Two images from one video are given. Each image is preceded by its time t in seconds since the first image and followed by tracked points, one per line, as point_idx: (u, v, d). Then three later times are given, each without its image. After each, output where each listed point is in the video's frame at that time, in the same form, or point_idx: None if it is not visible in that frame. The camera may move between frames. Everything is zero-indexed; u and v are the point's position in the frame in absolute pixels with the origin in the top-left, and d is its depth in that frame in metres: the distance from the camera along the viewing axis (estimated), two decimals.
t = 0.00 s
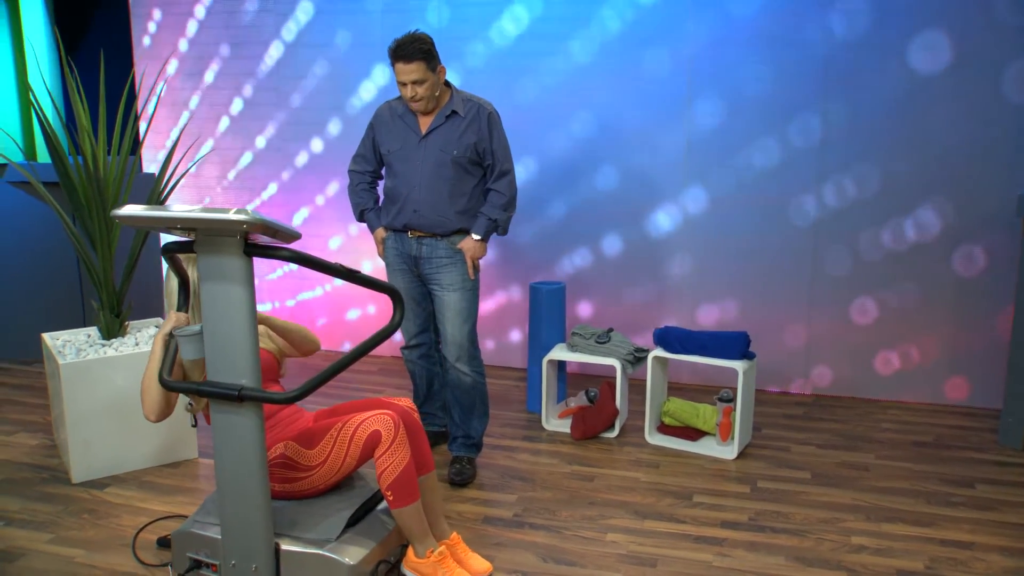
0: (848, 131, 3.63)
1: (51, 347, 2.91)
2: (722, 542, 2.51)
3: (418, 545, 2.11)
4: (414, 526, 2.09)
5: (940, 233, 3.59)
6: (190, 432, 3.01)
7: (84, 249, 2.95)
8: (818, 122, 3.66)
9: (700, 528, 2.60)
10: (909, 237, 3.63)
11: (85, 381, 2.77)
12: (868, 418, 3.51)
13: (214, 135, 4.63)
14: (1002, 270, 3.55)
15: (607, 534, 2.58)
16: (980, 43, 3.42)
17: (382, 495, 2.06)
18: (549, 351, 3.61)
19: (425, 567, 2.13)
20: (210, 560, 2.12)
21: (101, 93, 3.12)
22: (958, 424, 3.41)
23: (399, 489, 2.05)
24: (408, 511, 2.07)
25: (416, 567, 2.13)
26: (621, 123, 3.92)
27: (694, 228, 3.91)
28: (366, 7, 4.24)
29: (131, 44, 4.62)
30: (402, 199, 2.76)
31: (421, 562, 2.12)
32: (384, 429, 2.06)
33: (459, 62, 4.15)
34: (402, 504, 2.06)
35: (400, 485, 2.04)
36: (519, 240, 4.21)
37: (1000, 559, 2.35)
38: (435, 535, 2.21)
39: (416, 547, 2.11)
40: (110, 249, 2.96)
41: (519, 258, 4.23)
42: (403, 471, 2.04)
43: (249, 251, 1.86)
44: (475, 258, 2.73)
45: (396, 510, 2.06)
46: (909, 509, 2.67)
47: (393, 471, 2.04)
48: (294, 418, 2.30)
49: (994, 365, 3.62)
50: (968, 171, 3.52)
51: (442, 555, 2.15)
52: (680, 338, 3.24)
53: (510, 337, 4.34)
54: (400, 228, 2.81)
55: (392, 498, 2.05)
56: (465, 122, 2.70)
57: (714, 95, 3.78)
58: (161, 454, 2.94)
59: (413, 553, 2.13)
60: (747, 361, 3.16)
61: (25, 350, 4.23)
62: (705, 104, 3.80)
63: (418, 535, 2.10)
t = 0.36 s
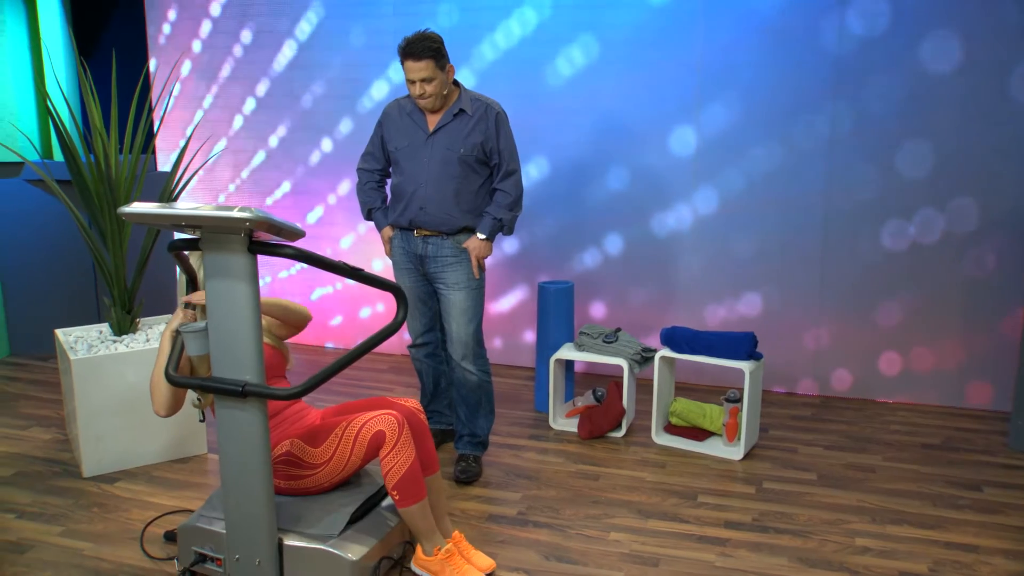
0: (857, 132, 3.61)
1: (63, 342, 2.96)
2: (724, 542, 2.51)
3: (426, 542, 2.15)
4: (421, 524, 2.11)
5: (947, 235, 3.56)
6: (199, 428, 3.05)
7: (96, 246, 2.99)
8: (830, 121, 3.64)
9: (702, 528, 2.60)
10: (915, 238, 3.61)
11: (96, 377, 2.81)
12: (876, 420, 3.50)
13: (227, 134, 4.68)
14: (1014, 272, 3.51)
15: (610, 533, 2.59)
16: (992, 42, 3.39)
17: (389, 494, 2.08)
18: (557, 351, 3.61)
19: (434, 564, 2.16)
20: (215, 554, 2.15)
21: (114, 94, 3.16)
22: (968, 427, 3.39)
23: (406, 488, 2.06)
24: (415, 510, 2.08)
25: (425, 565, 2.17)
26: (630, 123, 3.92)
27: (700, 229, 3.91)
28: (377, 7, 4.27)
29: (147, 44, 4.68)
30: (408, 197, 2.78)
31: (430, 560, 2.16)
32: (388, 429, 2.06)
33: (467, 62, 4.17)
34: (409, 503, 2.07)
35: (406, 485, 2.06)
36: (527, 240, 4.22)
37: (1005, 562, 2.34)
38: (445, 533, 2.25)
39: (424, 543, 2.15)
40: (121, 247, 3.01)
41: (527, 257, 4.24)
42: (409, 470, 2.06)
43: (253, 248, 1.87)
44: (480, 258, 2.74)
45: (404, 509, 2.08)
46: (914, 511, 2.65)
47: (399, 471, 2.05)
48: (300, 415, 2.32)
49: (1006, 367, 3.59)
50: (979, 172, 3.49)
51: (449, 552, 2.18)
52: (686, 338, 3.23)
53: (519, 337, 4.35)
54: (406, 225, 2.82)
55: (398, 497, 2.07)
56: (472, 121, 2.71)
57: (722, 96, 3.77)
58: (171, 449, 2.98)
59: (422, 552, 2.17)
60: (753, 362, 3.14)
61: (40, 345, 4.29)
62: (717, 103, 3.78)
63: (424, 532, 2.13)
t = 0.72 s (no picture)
0: (862, 132, 3.60)
1: (71, 339, 2.99)
2: (724, 542, 2.51)
3: (416, 545, 2.15)
4: (416, 527, 2.13)
5: (951, 236, 3.55)
6: (205, 424, 3.08)
7: (104, 244, 3.03)
8: (837, 122, 3.63)
9: (702, 528, 2.61)
10: (918, 239, 3.59)
11: (102, 373, 2.84)
12: (881, 421, 3.48)
13: (236, 133, 4.72)
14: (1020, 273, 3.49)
15: (609, 531, 2.60)
16: (1000, 42, 3.37)
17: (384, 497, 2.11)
18: (561, 350, 3.62)
19: (426, 565, 2.17)
20: (215, 548, 2.17)
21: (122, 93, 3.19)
22: (973, 429, 3.37)
23: (401, 492, 2.09)
24: (410, 513, 2.11)
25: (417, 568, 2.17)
26: (634, 123, 3.93)
27: (704, 230, 3.90)
28: (384, 7, 4.29)
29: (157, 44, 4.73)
30: (411, 196, 2.80)
31: (421, 561, 2.17)
32: (387, 433, 2.09)
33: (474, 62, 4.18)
34: (404, 506, 2.10)
35: (402, 488, 2.08)
36: (532, 240, 4.23)
37: (1005, 565, 2.33)
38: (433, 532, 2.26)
39: (414, 546, 2.16)
40: (129, 245, 3.04)
41: (532, 257, 4.26)
42: (405, 474, 2.08)
43: (254, 245, 1.90)
44: (482, 257, 2.75)
45: (398, 512, 2.10)
46: (916, 512, 2.65)
47: (396, 475, 2.08)
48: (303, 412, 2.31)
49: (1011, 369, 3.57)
50: (985, 173, 3.47)
51: (439, 549, 2.20)
52: (690, 338, 3.23)
53: (524, 336, 4.37)
54: (409, 224, 2.84)
55: (393, 501, 2.09)
56: (474, 121, 2.73)
57: (727, 96, 3.76)
58: (176, 445, 3.01)
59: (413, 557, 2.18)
60: (756, 362, 3.14)
61: (51, 342, 4.34)
62: (723, 103, 3.77)
63: (416, 534, 2.15)
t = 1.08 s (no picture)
0: (862, 132, 3.60)
1: (72, 336, 3.02)
2: (717, 541, 2.51)
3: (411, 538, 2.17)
4: (415, 519, 2.15)
5: (950, 236, 3.54)
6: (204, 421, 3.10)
7: (104, 242, 3.06)
8: (836, 122, 3.63)
9: (696, 526, 2.61)
10: (916, 239, 3.59)
11: (103, 369, 2.87)
12: (879, 421, 3.47)
13: (239, 132, 4.74)
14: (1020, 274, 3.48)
15: (603, 530, 2.60)
16: (1002, 41, 3.35)
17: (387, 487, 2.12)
18: (559, 349, 3.63)
19: (423, 559, 2.19)
20: (210, 544, 2.19)
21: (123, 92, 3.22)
22: (972, 429, 3.36)
23: (405, 483, 2.10)
24: (411, 505, 2.12)
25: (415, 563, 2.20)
26: (634, 123, 3.93)
27: (704, 229, 3.91)
28: (386, 7, 4.31)
29: (162, 44, 4.77)
30: (408, 196, 2.81)
31: (417, 556, 2.19)
32: (398, 423, 2.11)
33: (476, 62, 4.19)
34: (405, 498, 2.11)
35: (406, 480, 2.10)
36: (532, 239, 4.24)
37: (998, 565, 2.32)
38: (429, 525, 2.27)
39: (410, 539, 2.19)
40: (130, 243, 3.07)
41: (532, 256, 4.27)
42: (411, 465, 2.10)
43: (244, 243, 1.94)
44: (479, 256, 2.76)
45: (399, 503, 2.12)
46: (911, 512, 2.64)
47: (402, 466, 2.09)
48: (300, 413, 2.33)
49: (1011, 371, 3.56)
50: (985, 172, 3.46)
51: (433, 542, 2.21)
52: (686, 338, 3.25)
53: (523, 334, 4.38)
54: (406, 224, 2.86)
55: (396, 491, 2.11)
56: (470, 121, 2.74)
57: (727, 96, 3.76)
58: (175, 441, 3.03)
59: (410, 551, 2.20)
60: (752, 362, 3.14)
61: (55, 339, 4.37)
62: (724, 103, 3.77)
63: (411, 527, 2.16)
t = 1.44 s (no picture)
0: (866, 133, 3.59)
1: (77, 332, 3.05)
2: (714, 540, 2.51)
3: (399, 531, 2.19)
4: (399, 509, 2.16)
5: (954, 237, 3.53)
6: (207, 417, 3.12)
7: (109, 240, 3.09)
8: (840, 121, 3.62)
9: (694, 525, 2.61)
10: (922, 238, 3.58)
11: (107, 365, 2.90)
12: (881, 421, 3.46)
13: (246, 131, 4.77)
14: None
15: (601, 528, 2.61)
16: (1008, 41, 3.34)
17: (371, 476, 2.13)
18: (561, 347, 3.64)
19: (404, 554, 2.21)
20: (209, 538, 2.21)
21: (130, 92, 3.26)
22: (974, 431, 3.34)
23: (388, 472, 2.11)
24: (394, 494, 2.13)
25: (396, 552, 2.22)
26: (638, 123, 3.93)
27: (707, 228, 3.91)
28: (392, 7, 4.33)
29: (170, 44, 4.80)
30: (408, 195, 2.83)
31: (400, 549, 2.21)
32: (381, 412, 2.12)
33: (482, 62, 4.20)
34: (388, 488, 2.12)
35: (389, 468, 2.11)
36: (536, 238, 4.25)
37: (996, 566, 2.31)
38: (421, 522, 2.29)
39: (397, 531, 2.19)
40: (134, 241, 3.10)
41: (535, 255, 4.28)
42: (393, 453, 2.11)
43: (240, 241, 1.98)
44: (478, 255, 2.77)
45: (383, 492, 2.13)
46: (910, 513, 2.63)
47: (384, 454, 2.10)
48: (292, 406, 2.36)
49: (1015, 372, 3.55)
50: (990, 173, 3.45)
51: (423, 545, 2.22)
52: (687, 337, 3.25)
53: (525, 332, 4.40)
54: (406, 223, 2.87)
55: (379, 480, 2.12)
56: (469, 120, 2.75)
57: (731, 96, 3.76)
58: (179, 437, 3.05)
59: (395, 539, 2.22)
60: (753, 362, 3.14)
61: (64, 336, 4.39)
62: (728, 103, 3.77)
63: (398, 520, 2.18)
